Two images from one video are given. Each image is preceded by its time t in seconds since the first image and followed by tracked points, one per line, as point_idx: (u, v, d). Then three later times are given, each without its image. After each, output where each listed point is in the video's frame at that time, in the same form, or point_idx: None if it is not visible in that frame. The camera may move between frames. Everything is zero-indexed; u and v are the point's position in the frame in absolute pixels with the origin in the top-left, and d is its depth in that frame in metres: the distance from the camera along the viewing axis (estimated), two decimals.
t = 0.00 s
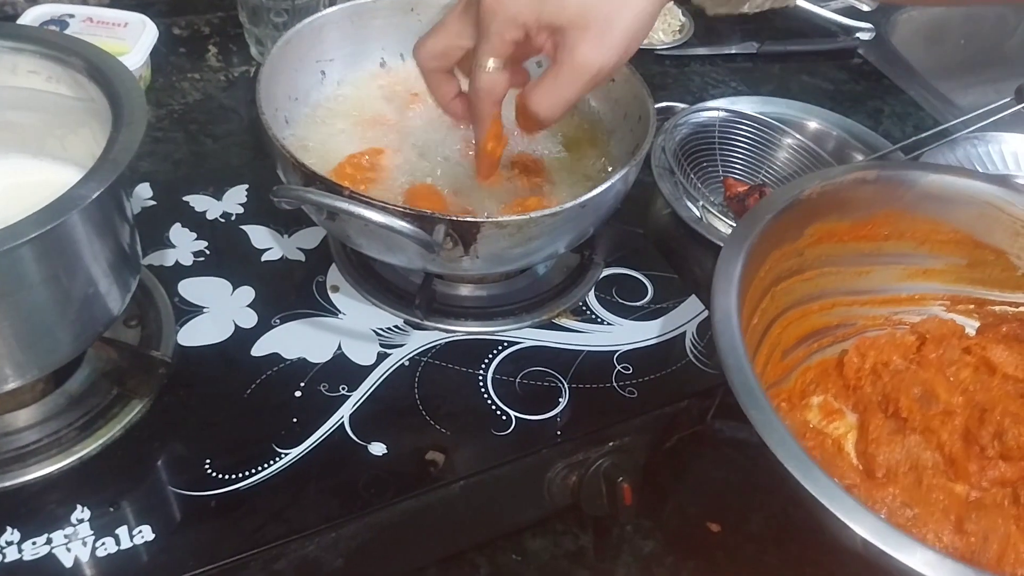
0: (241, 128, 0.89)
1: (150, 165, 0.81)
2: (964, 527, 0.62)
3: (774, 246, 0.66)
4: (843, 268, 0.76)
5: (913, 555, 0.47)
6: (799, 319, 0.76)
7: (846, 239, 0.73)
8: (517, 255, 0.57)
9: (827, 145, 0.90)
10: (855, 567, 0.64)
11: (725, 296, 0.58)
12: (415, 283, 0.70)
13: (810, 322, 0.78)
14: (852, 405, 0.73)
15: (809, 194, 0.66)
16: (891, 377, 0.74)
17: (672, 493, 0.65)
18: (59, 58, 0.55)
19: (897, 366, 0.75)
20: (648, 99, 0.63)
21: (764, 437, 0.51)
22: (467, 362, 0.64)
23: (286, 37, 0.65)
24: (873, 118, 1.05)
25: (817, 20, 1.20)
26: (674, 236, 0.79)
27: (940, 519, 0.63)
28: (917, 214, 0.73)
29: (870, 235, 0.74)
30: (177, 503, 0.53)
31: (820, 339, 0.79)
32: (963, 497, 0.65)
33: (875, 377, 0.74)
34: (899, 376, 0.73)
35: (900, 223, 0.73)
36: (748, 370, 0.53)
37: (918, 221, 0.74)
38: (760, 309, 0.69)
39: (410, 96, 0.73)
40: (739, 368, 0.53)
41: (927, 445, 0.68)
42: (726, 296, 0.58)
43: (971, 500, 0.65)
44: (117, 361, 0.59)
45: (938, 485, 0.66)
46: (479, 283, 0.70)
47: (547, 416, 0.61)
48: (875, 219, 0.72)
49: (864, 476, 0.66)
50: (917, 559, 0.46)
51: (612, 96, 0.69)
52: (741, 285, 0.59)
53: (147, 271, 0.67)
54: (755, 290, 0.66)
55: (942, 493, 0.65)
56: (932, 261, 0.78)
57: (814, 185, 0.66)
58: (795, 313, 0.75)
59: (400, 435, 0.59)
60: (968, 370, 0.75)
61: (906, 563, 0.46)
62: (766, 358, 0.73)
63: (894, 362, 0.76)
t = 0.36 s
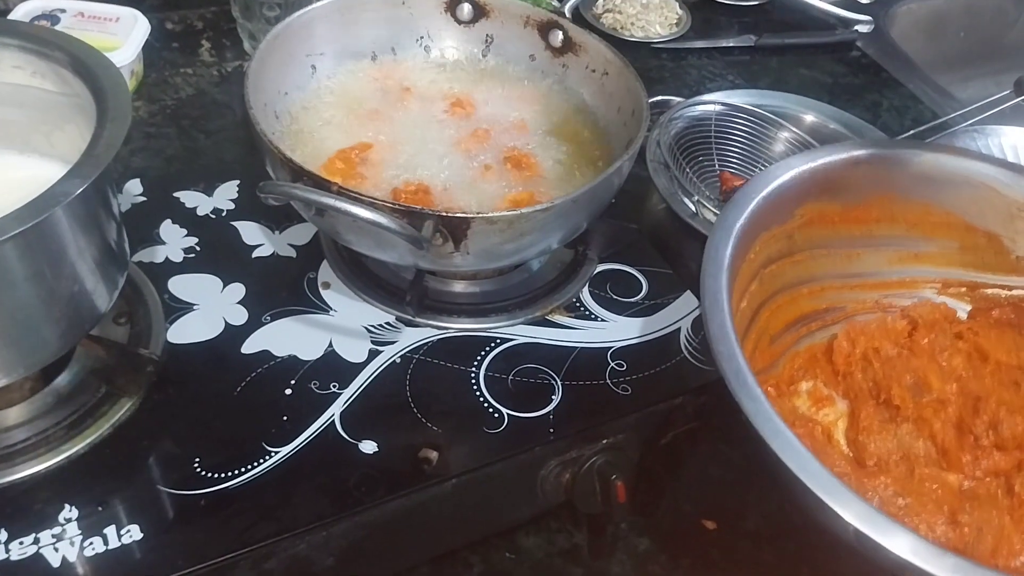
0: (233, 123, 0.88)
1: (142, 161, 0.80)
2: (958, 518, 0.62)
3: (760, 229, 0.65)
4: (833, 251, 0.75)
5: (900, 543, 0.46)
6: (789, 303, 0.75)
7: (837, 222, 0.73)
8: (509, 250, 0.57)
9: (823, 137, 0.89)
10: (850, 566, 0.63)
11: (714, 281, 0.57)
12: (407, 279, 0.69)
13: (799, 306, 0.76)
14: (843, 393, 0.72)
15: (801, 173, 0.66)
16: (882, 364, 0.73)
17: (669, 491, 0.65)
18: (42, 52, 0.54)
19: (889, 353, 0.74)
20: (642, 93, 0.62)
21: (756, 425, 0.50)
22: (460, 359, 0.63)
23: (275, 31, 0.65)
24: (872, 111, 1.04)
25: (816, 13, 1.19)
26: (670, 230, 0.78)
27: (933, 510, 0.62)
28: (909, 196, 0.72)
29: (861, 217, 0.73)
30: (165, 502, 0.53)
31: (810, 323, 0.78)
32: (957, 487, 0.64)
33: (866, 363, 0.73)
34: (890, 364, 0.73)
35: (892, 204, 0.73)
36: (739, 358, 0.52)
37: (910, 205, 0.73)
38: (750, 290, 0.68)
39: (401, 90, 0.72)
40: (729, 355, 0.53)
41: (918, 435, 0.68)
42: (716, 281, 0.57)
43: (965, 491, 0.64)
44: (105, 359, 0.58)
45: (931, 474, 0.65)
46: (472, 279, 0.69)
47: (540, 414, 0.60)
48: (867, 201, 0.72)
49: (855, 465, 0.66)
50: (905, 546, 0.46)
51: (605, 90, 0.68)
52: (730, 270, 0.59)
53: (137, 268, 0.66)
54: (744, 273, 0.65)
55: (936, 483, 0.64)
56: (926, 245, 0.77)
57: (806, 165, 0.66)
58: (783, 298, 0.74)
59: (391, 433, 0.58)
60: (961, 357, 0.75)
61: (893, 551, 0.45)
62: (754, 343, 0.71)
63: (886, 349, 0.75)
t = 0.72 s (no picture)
0: (227, 122, 0.88)
1: (135, 160, 0.80)
2: (977, 502, 0.61)
3: (782, 212, 0.65)
4: (851, 234, 0.75)
5: (918, 516, 0.45)
6: (807, 286, 0.76)
7: (854, 204, 0.72)
8: (502, 250, 0.56)
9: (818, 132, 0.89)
10: (847, 562, 0.64)
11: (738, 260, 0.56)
12: (400, 278, 0.69)
13: (817, 289, 0.77)
14: (860, 376, 0.72)
15: (818, 155, 0.65)
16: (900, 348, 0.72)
17: (665, 491, 0.64)
18: (31, 52, 0.54)
19: (907, 336, 0.73)
20: (636, 90, 0.62)
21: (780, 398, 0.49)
22: (453, 360, 0.63)
23: (267, 30, 0.64)
24: (869, 107, 1.04)
25: (813, 8, 1.18)
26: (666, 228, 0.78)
27: (952, 495, 0.62)
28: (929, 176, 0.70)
29: (878, 200, 0.72)
30: (157, 505, 0.52)
31: (827, 307, 0.78)
32: (974, 473, 0.63)
33: (883, 347, 0.73)
34: (909, 348, 0.72)
35: (911, 186, 0.71)
36: (764, 333, 0.52)
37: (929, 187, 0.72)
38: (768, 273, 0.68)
39: (394, 88, 0.72)
40: (754, 330, 0.52)
41: (937, 419, 0.67)
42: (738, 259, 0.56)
43: (985, 476, 0.63)
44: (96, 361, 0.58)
45: (949, 459, 0.64)
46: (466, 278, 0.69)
47: (534, 414, 0.60)
48: (884, 183, 0.71)
49: (873, 448, 0.66)
50: (923, 520, 0.45)
51: (599, 87, 0.68)
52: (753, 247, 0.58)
53: (129, 269, 0.66)
54: (764, 255, 0.65)
55: (954, 469, 0.64)
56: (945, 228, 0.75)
57: (825, 148, 0.65)
58: (801, 280, 0.75)
59: (385, 435, 0.58)
60: (979, 343, 0.71)
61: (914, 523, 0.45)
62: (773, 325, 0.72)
63: (904, 333, 0.73)
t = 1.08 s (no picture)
0: (214, 121, 0.87)
1: (121, 161, 0.79)
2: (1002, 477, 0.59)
3: (811, 183, 0.64)
4: (879, 216, 0.74)
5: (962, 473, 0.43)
6: (830, 265, 0.75)
7: (881, 185, 0.71)
8: (486, 249, 0.56)
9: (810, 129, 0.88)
10: (839, 562, 0.62)
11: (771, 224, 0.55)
12: (385, 278, 0.68)
13: (840, 269, 0.76)
14: (885, 354, 0.70)
15: (846, 131, 0.64)
16: (924, 329, 0.71)
17: (654, 488, 0.65)
18: (8, 53, 0.53)
19: (932, 317, 0.71)
20: (622, 88, 0.61)
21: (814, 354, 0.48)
22: (438, 360, 0.63)
23: (250, 28, 0.64)
24: (861, 102, 1.03)
25: (805, 3, 1.18)
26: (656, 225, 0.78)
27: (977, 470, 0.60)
28: (960, 159, 0.68)
29: (907, 182, 0.71)
30: (138, 509, 0.52)
31: (851, 289, 0.77)
32: (998, 450, 0.61)
33: (907, 328, 0.72)
34: (933, 329, 0.70)
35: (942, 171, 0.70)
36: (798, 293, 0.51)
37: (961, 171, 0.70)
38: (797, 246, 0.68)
39: (379, 86, 0.71)
40: (788, 288, 0.51)
41: (962, 396, 0.65)
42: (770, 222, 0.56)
43: (1009, 451, 0.61)
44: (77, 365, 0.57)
45: (975, 434, 0.62)
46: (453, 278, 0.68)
47: (519, 414, 0.59)
48: (913, 165, 0.69)
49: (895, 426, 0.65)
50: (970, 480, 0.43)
51: (586, 84, 0.67)
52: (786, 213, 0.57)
53: (112, 271, 0.66)
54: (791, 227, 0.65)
55: (979, 444, 0.62)
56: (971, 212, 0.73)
57: (855, 124, 0.64)
58: (826, 258, 0.75)
59: (368, 437, 0.57)
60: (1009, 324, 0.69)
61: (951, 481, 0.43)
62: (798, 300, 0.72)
63: (930, 313, 0.72)
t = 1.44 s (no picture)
0: (207, 119, 0.87)
1: (114, 159, 0.79)
2: None
3: (892, 105, 0.65)
4: (949, 159, 0.74)
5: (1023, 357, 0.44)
6: (898, 201, 0.75)
7: (961, 128, 0.71)
8: (478, 248, 0.55)
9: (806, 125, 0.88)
10: (836, 560, 0.61)
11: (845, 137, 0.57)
12: (378, 277, 0.68)
13: (907, 206, 0.76)
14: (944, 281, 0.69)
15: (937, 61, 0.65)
16: (990, 267, 0.70)
17: (649, 487, 0.64)
18: None
19: (997, 258, 0.70)
20: (615, 84, 0.61)
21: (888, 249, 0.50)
22: (430, 359, 0.62)
23: (238, 25, 0.63)
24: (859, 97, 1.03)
25: None
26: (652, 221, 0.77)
27: None
28: None
29: (987, 131, 0.71)
30: (128, 511, 0.52)
31: (915, 228, 0.77)
32: None
33: (975, 263, 0.71)
34: (1004, 270, 0.69)
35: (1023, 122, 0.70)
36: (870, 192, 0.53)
37: None
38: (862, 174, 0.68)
39: (371, 84, 0.71)
40: (863, 188, 0.53)
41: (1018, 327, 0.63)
42: (848, 134, 0.58)
43: None
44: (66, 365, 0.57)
45: None
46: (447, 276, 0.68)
47: (513, 413, 0.59)
48: (997, 114, 0.70)
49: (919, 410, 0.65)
50: None
51: (579, 81, 0.66)
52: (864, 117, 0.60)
53: (102, 270, 0.65)
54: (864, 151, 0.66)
55: None
56: None
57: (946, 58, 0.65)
58: (895, 192, 0.74)
59: (360, 437, 0.57)
60: None
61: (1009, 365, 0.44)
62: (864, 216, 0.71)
63: (995, 254, 0.71)
